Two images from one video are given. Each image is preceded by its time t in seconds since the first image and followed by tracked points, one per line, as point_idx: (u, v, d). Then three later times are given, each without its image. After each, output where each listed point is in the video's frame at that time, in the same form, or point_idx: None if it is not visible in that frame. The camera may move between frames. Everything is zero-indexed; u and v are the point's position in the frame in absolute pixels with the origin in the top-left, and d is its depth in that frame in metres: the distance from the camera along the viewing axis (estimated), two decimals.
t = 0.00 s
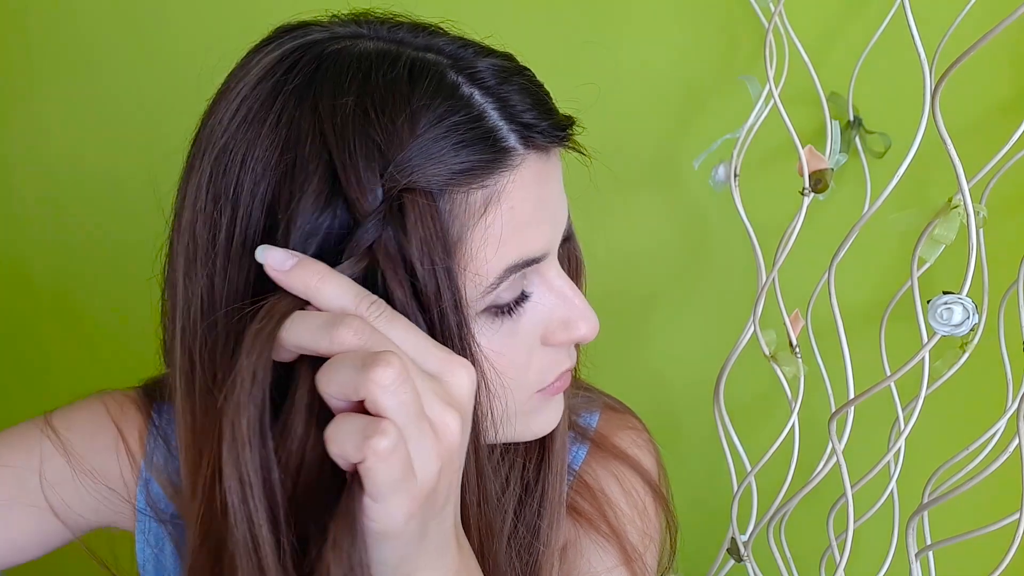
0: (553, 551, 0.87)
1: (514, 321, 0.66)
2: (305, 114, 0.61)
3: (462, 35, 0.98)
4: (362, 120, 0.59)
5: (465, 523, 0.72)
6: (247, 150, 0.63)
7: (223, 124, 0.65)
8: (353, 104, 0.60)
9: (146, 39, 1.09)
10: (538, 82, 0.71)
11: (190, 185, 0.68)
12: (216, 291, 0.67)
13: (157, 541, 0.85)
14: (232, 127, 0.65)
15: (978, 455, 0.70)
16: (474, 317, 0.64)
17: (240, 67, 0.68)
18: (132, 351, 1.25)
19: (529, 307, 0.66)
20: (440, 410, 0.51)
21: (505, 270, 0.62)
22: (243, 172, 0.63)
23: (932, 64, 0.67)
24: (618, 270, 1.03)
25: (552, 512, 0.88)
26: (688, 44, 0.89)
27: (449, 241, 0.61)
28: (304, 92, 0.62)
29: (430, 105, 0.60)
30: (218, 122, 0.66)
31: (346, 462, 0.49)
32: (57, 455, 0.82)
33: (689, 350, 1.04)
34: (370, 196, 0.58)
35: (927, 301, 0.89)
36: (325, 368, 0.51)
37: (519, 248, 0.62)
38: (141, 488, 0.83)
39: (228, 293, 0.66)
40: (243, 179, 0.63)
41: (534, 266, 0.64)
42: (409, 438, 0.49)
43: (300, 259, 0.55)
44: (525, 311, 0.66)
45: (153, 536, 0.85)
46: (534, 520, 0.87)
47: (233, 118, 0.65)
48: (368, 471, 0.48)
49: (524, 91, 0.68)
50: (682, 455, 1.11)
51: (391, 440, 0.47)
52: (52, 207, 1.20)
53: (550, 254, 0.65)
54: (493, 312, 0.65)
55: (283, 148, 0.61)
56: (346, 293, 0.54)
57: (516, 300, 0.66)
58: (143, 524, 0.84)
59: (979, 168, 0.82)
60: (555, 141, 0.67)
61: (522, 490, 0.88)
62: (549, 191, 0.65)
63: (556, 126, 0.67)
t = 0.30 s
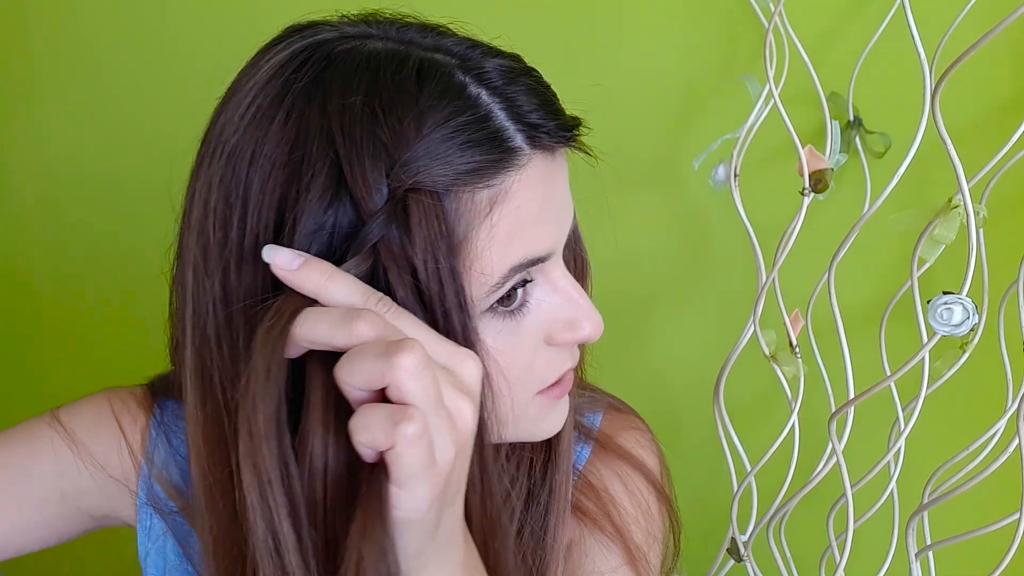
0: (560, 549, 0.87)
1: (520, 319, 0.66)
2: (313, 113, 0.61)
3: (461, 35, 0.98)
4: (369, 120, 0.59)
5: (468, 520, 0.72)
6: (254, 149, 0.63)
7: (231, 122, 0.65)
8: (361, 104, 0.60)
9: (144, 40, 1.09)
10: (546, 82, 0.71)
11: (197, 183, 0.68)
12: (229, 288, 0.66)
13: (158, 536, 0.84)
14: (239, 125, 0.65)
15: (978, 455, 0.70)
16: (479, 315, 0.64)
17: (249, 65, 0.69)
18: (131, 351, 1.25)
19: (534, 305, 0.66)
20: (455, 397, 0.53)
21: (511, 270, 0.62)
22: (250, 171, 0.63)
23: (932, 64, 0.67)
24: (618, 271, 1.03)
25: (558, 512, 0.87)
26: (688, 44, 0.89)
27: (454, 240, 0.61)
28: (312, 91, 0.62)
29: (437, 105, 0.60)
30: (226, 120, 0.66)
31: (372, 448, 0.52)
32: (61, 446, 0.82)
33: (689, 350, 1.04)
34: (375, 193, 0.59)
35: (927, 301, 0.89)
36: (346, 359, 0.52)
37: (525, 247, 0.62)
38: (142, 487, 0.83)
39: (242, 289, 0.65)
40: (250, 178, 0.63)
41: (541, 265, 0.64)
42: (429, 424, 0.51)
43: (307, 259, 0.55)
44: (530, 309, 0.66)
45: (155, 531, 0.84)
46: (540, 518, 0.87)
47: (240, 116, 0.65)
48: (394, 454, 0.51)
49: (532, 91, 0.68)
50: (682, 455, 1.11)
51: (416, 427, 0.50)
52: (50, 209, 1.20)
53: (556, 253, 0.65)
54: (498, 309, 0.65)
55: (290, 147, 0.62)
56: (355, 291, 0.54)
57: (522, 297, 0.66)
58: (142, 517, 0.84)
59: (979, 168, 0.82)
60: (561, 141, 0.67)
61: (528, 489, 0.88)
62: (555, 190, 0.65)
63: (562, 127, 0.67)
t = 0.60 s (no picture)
0: (543, 552, 0.88)
1: (501, 321, 0.66)
2: (287, 113, 0.61)
3: (463, 36, 0.98)
4: (343, 121, 0.59)
5: (443, 525, 0.74)
6: (231, 150, 0.64)
7: (209, 122, 0.66)
8: (336, 105, 0.60)
9: (148, 41, 1.10)
10: (525, 79, 0.71)
11: (177, 182, 0.69)
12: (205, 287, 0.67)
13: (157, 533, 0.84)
14: (216, 126, 0.65)
15: (978, 455, 0.70)
16: (457, 316, 0.64)
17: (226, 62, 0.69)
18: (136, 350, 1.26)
19: (516, 307, 0.66)
20: (420, 404, 0.51)
21: (489, 271, 0.62)
22: (226, 171, 0.64)
23: (931, 64, 0.67)
24: (618, 270, 1.03)
25: (542, 513, 0.88)
26: (688, 44, 0.89)
27: (428, 241, 0.61)
28: (288, 91, 0.62)
29: (411, 105, 0.60)
30: (203, 120, 0.67)
31: (335, 461, 0.48)
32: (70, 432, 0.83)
33: (689, 350, 1.04)
34: (348, 196, 0.59)
35: (928, 300, 0.89)
36: (310, 369, 0.49)
37: (504, 248, 0.62)
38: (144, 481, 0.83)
39: (218, 289, 0.66)
40: (227, 178, 0.64)
41: (521, 266, 0.64)
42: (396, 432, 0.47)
43: (276, 262, 0.54)
44: (512, 311, 0.66)
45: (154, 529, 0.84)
46: (522, 520, 0.88)
47: (218, 116, 0.65)
48: (358, 468, 0.46)
49: (510, 89, 0.68)
50: (682, 455, 1.11)
51: (381, 437, 0.46)
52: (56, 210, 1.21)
53: (536, 254, 0.65)
54: (479, 313, 0.65)
55: (265, 149, 0.62)
56: (324, 295, 0.54)
57: (504, 301, 0.65)
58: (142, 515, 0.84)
59: (979, 168, 0.82)
60: (540, 139, 0.67)
61: (511, 491, 0.88)
62: (534, 189, 0.65)
63: (541, 125, 0.68)
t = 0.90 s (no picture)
0: (546, 557, 0.89)
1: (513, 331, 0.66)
2: (302, 123, 0.61)
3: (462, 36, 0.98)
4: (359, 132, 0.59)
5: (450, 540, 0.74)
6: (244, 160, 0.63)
7: (220, 131, 0.65)
8: (351, 115, 0.59)
9: (147, 41, 1.10)
10: (536, 87, 0.72)
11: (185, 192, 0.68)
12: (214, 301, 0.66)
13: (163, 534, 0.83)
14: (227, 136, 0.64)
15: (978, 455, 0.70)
16: (471, 328, 0.64)
17: (234, 71, 0.68)
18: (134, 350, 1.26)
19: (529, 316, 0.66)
20: (445, 420, 0.48)
21: (504, 282, 0.62)
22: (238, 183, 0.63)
23: (931, 64, 0.67)
24: (618, 270, 1.03)
25: (546, 520, 0.88)
26: (687, 44, 0.89)
27: (445, 252, 0.60)
28: (301, 100, 0.61)
29: (427, 115, 0.60)
30: (214, 129, 0.66)
31: (367, 479, 0.46)
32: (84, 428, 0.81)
33: (690, 350, 1.04)
34: (364, 208, 0.58)
35: (928, 300, 0.89)
36: (340, 386, 0.47)
37: (519, 258, 0.62)
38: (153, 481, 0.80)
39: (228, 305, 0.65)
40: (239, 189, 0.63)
41: (533, 276, 0.64)
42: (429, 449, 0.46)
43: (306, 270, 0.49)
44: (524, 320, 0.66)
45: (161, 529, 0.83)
46: (528, 526, 0.87)
47: (229, 126, 0.64)
48: (391, 486, 0.45)
49: (522, 97, 0.68)
50: (682, 455, 1.11)
51: (418, 454, 0.45)
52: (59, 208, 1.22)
53: (548, 263, 0.66)
54: (492, 323, 0.65)
55: (279, 159, 0.61)
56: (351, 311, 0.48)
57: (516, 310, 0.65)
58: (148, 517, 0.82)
59: (979, 168, 0.82)
60: (552, 148, 0.67)
61: (516, 498, 0.88)
62: (546, 198, 0.65)
63: (554, 133, 0.68)
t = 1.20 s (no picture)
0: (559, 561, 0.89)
1: (533, 335, 0.67)
2: (329, 128, 0.60)
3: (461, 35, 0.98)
4: (387, 137, 0.58)
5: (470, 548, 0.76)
6: (270, 164, 0.62)
7: (244, 135, 0.65)
8: (379, 120, 0.59)
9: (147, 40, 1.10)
10: (558, 93, 0.71)
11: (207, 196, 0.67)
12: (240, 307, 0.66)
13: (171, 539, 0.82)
14: (253, 140, 0.64)
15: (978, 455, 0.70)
16: (494, 332, 0.65)
17: (258, 75, 0.68)
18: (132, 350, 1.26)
19: (549, 319, 0.66)
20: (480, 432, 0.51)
21: (528, 287, 0.62)
22: (264, 187, 0.63)
23: (932, 64, 0.67)
24: (618, 270, 1.03)
25: (558, 524, 0.88)
26: (687, 44, 0.89)
27: (472, 259, 0.61)
28: (327, 105, 0.61)
29: (455, 121, 0.60)
30: (237, 133, 0.65)
31: (407, 487, 0.50)
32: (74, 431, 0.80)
33: (690, 350, 1.04)
34: (394, 215, 0.58)
35: (927, 300, 0.89)
36: (380, 396, 0.48)
37: (543, 264, 0.62)
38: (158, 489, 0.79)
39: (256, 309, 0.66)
40: (265, 193, 0.63)
41: (555, 282, 0.65)
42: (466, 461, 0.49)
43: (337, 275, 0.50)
44: (544, 324, 0.67)
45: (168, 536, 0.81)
46: (541, 530, 0.87)
47: (254, 129, 0.64)
48: (431, 495, 0.49)
49: (546, 103, 0.68)
50: (683, 455, 1.11)
51: (458, 467, 0.48)
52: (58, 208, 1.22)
53: (569, 268, 0.66)
54: (514, 327, 0.65)
55: (306, 164, 0.61)
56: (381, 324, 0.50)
57: (537, 314, 0.66)
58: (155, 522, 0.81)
59: (979, 168, 0.82)
60: (576, 154, 0.67)
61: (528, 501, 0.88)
62: (570, 204, 0.65)
63: (577, 140, 0.68)
